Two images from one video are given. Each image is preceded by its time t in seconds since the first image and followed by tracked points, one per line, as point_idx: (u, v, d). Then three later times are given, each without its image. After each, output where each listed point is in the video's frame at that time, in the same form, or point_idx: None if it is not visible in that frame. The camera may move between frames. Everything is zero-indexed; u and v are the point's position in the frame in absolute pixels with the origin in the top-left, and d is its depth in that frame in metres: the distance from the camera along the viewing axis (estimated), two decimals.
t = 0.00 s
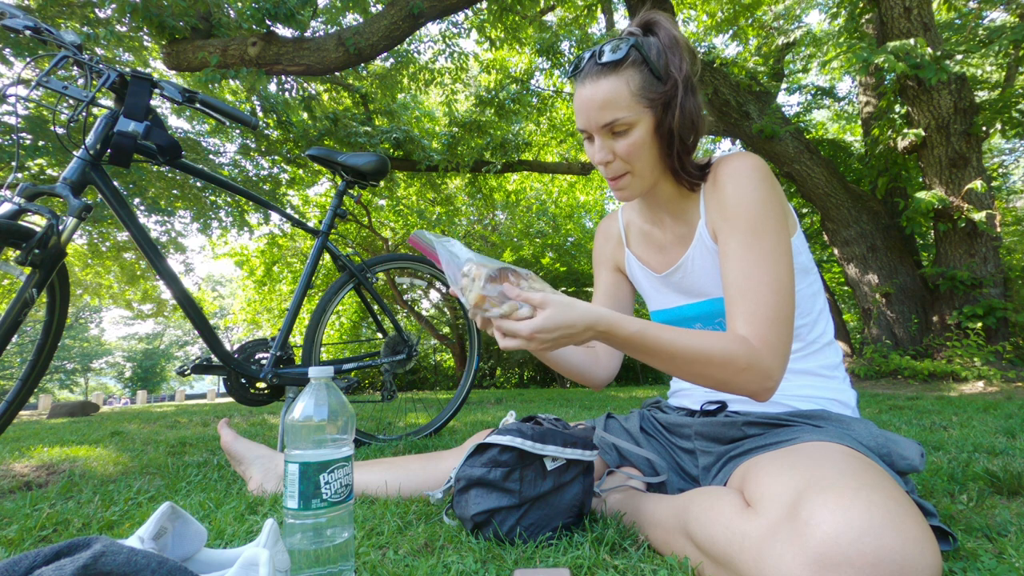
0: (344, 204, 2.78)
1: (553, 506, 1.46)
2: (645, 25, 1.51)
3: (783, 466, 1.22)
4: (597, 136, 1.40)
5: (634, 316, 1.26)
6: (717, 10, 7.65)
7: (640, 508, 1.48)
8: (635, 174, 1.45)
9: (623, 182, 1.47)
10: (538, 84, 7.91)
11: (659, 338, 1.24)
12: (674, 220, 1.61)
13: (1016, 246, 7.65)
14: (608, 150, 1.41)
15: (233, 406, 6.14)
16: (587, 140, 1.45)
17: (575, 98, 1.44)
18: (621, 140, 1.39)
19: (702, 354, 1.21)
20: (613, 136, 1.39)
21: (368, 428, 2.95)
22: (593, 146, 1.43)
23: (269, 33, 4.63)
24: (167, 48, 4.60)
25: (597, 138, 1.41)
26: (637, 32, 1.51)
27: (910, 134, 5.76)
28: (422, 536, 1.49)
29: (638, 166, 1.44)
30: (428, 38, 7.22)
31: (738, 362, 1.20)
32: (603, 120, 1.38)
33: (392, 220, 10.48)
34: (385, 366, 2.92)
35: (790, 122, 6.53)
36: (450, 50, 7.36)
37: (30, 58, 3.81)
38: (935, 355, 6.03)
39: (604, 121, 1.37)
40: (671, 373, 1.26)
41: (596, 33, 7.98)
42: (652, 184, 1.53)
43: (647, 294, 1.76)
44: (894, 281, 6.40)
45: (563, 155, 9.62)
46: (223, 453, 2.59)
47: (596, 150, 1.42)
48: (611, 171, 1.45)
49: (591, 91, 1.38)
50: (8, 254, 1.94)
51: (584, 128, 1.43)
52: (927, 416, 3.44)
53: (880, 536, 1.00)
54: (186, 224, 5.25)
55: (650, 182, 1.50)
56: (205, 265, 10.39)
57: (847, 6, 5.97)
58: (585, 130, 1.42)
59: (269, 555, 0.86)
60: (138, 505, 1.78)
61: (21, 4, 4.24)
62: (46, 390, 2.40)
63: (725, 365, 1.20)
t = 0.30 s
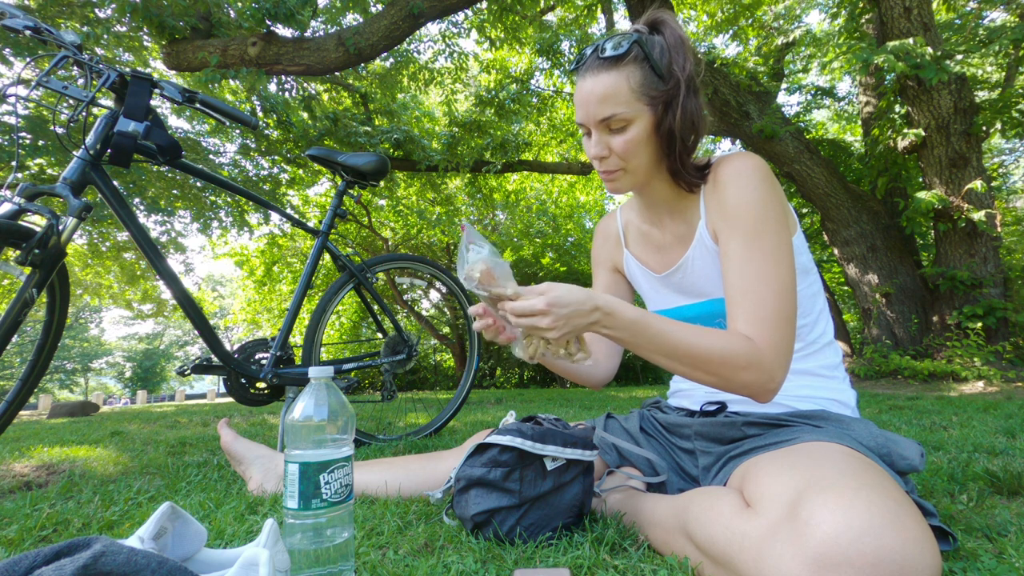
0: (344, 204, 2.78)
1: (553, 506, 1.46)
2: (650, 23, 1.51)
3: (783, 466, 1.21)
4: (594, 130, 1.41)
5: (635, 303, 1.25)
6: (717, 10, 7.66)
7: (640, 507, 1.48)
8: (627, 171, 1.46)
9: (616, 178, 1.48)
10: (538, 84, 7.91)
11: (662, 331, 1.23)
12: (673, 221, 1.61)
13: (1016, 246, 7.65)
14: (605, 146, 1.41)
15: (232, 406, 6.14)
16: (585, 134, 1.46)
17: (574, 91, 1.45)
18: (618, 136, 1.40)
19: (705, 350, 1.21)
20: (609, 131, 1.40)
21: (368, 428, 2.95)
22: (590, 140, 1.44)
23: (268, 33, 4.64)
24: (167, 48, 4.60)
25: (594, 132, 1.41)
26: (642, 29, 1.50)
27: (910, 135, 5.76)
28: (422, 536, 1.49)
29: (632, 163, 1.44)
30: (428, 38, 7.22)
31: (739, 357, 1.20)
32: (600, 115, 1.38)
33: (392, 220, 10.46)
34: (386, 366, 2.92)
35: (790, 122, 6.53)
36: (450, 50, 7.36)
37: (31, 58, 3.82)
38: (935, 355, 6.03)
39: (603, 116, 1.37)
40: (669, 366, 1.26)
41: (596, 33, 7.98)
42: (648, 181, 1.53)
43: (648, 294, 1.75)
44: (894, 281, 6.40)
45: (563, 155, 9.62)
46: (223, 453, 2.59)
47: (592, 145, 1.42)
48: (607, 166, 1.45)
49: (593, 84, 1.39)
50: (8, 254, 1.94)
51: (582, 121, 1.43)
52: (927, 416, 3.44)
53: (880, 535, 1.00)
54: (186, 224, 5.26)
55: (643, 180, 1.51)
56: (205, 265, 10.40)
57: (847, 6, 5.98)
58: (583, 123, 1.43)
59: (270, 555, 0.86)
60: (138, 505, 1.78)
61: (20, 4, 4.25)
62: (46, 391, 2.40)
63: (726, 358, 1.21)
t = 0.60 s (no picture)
0: (344, 204, 2.78)
1: (553, 507, 1.46)
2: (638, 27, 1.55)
3: (782, 477, 1.15)
4: (602, 97, 1.25)
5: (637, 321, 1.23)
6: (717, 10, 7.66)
7: (640, 509, 1.48)
8: (636, 150, 1.26)
9: (621, 160, 1.25)
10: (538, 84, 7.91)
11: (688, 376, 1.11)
12: (665, 234, 1.57)
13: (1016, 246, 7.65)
14: (616, 114, 1.24)
15: (232, 406, 6.14)
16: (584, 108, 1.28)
17: (568, 59, 1.30)
18: (631, 103, 1.25)
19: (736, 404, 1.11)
20: (620, 97, 1.26)
21: (368, 428, 2.95)
22: (595, 109, 1.26)
23: (269, 33, 4.64)
24: (167, 48, 4.60)
25: (601, 99, 1.25)
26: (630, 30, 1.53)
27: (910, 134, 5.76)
28: (422, 536, 1.49)
29: (642, 142, 1.26)
30: (428, 37, 7.22)
31: (785, 410, 1.12)
32: (612, 75, 1.25)
33: (392, 220, 10.45)
34: (386, 365, 2.89)
35: (790, 121, 6.53)
36: (450, 49, 7.36)
37: (31, 57, 3.82)
38: (935, 354, 6.02)
39: (616, 76, 1.25)
40: (703, 426, 1.16)
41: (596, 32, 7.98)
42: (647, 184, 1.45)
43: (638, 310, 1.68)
44: (894, 281, 6.40)
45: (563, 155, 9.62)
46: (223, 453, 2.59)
47: (601, 113, 1.24)
48: (614, 139, 1.24)
49: (598, 41, 1.29)
50: (8, 254, 1.94)
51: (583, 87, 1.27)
52: (927, 416, 3.44)
53: (877, 556, 0.93)
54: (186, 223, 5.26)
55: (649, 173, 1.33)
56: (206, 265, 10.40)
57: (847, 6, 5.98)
58: (585, 88, 1.26)
59: (269, 556, 0.86)
60: (138, 505, 1.78)
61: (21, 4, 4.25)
62: (46, 391, 2.40)
63: (769, 416, 1.12)
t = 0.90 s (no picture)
0: (344, 204, 2.78)
1: (553, 507, 1.46)
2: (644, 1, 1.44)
3: (784, 477, 1.15)
4: (586, 110, 1.23)
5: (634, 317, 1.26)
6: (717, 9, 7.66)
7: (641, 508, 1.48)
8: (622, 161, 1.27)
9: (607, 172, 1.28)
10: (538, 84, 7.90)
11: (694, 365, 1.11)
12: (672, 232, 1.56)
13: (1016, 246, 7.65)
14: (601, 127, 1.23)
15: (232, 406, 6.14)
16: (573, 118, 1.27)
17: (558, 59, 1.26)
18: (617, 115, 1.23)
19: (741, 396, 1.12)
20: (606, 109, 1.24)
21: (368, 428, 2.95)
22: (581, 122, 1.24)
23: (268, 33, 4.63)
24: (167, 48, 4.60)
25: (585, 112, 1.23)
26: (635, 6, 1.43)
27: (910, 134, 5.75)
28: (422, 536, 1.49)
29: (628, 152, 1.26)
30: (428, 37, 7.22)
31: (790, 410, 1.13)
32: (595, 88, 1.21)
33: (392, 220, 10.44)
34: (386, 365, 2.88)
35: (790, 121, 6.54)
36: (450, 49, 7.35)
37: (31, 57, 3.82)
38: (935, 354, 6.02)
39: (601, 88, 1.21)
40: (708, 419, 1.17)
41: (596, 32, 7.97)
42: (648, 184, 1.44)
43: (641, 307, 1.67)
44: (894, 281, 6.41)
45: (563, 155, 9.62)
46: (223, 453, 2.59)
47: (583, 128, 1.23)
48: (601, 152, 1.25)
49: (585, 47, 1.23)
50: (8, 254, 1.94)
51: (568, 97, 1.24)
52: (927, 416, 3.44)
53: (879, 560, 0.93)
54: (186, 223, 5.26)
55: (642, 178, 1.33)
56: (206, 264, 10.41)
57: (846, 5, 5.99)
58: (570, 100, 1.24)
59: (269, 555, 0.86)
60: (138, 505, 1.78)
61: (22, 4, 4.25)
62: (46, 391, 2.40)
63: (774, 413, 1.13)
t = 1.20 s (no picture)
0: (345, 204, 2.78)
1: (553, 506, 1.46)
2: None
3: (784, 476, 1.16)
4: (567, 111, 1.27)
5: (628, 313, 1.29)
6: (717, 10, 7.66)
7: (641, 508, 1.49)
8: (604, 161, 1.29)
9: (591, 171, 1.31)
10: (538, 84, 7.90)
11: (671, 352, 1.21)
12: (675, 228, 1.53)
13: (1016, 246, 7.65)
14: (580, 130, 1.26)
15: (232, 406, 6.14)
16: (560, 119, 1.32)
17: (549, 64, 1.33)
18: (596, 118, 1.26)
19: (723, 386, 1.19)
20: (585, 112, 1.27)
21: (368, 428, 2.95)
22: (563, 125, 1.29)
23: (268, 33, 4.63)
24: (167, 48, 4.61)
25: (567, 113, 1.27)
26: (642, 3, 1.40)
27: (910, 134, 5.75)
28: (422, 536, 1.49)
29: (609, 152, 1.27)
30: (428, 37, 7.22)
31: (784, 404, 1.15)
32: (575, 91, 1.25)
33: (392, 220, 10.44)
34: (386, 366, 2.88)
35: (790, 121, 6.54)
36: (450, 49, 7.35)
37: (31, 57, 3.82)
38: (935, 354, 6.02)
39: (578, 91, 1.25)
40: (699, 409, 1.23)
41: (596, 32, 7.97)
42: (647, 181, 1.43)
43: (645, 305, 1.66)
44: (894, 281, 6.41)
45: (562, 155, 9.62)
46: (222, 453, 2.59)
47: (564, 129, 1.27)
48: (583, 154, 1.28)
49: (570, 50, 1.27)
50: (8, 254, 1.94)
51: (553, 102, 1.30)
52: (927, 416, 3.44)
53: (880, 559, 0.93)
54: (186, 223, 5.27)
55: (630, 177, 1.34)
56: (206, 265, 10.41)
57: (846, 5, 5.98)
58: (555, 105, 1.29)
59: (270, 555, 0.86)
60: (138, 505, 1.78)
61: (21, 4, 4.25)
62: (46, 391, 2.40)
63: (765, 406, 1.16)
